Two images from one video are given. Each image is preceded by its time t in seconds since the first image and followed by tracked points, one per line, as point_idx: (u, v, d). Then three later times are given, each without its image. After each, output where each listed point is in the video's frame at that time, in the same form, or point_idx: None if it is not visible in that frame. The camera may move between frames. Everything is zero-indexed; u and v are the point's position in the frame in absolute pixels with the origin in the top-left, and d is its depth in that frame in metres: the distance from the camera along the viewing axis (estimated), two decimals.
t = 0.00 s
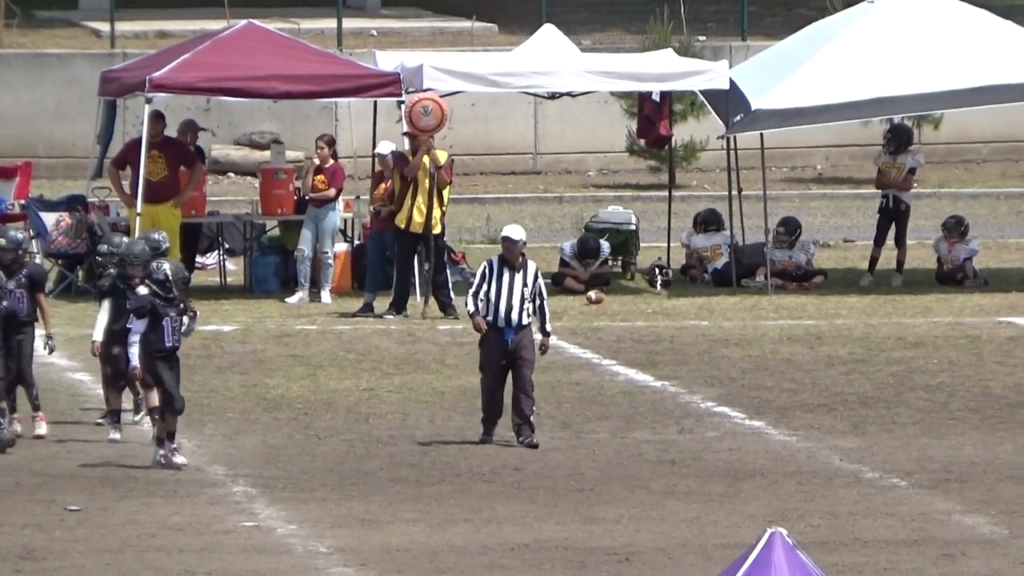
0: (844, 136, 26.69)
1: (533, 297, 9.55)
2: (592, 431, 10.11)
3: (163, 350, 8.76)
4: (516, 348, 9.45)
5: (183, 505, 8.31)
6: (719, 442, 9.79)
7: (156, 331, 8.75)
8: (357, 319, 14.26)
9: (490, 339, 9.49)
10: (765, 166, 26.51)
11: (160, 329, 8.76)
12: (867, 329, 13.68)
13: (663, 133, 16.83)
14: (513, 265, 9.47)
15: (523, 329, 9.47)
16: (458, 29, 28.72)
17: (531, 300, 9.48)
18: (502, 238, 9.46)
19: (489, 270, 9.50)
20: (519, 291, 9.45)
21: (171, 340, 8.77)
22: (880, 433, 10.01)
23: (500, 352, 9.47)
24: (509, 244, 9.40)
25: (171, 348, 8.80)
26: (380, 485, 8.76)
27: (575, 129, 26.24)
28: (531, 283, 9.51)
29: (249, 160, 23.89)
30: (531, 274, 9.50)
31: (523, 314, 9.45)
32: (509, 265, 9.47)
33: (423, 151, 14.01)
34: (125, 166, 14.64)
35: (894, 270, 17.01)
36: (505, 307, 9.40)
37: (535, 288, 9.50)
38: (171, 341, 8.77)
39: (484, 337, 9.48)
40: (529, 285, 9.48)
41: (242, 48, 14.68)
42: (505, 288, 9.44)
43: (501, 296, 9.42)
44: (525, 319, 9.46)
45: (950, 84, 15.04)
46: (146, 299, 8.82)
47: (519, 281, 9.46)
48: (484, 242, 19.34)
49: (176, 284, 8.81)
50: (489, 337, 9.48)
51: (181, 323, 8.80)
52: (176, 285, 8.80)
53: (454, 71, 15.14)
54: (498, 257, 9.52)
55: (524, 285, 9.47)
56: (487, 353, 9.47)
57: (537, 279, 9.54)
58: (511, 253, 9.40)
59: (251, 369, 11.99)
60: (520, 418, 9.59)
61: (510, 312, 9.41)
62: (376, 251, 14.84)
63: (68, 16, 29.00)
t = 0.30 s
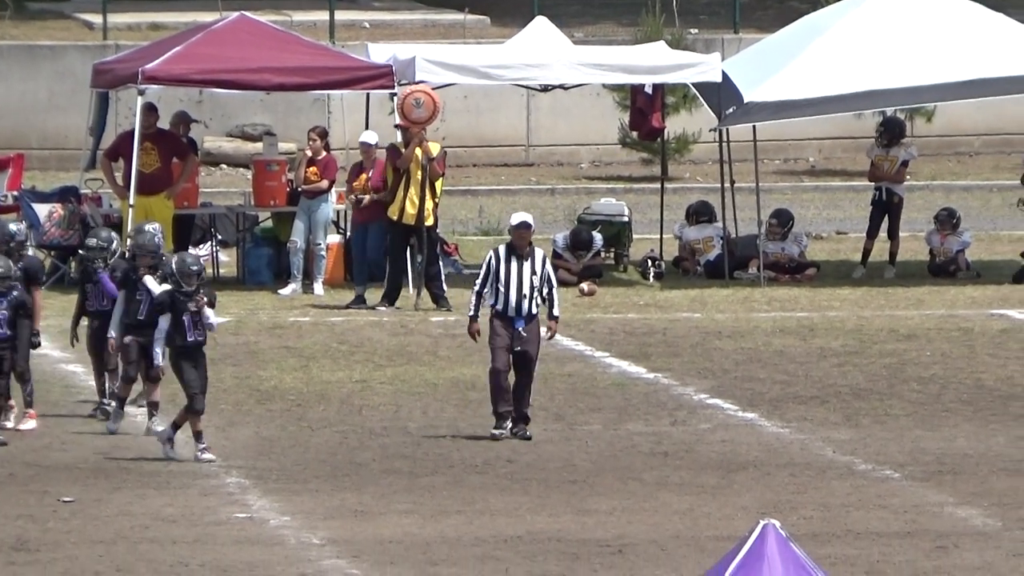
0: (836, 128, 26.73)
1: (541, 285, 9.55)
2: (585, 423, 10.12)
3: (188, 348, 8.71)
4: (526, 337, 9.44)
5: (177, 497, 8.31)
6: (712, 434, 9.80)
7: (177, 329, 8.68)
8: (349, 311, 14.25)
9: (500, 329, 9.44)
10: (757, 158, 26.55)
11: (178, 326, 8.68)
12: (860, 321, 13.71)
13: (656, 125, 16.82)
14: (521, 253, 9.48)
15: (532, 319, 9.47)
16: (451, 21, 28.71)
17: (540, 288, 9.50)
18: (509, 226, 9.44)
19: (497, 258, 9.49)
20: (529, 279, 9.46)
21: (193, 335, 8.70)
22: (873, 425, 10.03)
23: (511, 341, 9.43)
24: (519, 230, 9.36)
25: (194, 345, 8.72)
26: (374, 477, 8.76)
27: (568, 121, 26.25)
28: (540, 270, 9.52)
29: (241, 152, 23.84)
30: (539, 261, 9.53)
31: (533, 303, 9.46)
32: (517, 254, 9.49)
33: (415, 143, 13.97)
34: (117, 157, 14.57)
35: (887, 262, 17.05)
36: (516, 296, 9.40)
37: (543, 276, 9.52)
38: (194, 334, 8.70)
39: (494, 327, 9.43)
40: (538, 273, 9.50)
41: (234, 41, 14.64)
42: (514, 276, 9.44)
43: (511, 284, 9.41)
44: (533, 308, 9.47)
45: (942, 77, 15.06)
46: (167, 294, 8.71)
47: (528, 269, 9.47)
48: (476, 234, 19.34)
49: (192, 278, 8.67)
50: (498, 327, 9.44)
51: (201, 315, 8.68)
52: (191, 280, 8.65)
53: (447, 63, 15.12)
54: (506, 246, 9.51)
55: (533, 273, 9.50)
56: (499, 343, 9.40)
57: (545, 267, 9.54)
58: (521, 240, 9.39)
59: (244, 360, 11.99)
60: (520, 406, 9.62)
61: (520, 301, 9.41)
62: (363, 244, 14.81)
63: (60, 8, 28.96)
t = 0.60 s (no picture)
0: (831, 118, 26.72)
1: (544, 280, 9.48)
2: (579, 414, 10.11)
3: (207, 339, 8.66)
4: (529, 332, 9.39)
5: (171, 487, 8.30)
6: (707, 425, 9.80)
7: (194, 319, 8.64)
8: (344, 301, 14.23)
9: (503, 325, 9.38)
10: (752, 148, 26.53)
11: (197, 316, 8.64)
12: (855, 311, 13.71)
13: (651, 116, 16.79)
14: (521, 249, 9.42)
15: (535, 315, 9.41)
16: (446, 11, 28.68)
17: (542, 284, 9.44)
18: (508, 223, 9.37)
19: (497, 255, 9.44)
20: (530, 275, 9.40)
21: (210, 325, 8.64)
22: (868, 416, 10.04)
23: (515, 337, 9.38)
24: (519, 225, 9.29)
25: (213, 335, 8.66)
26: (368, 468, 8.76)
27: (562, 112, 26.22)
28: (541, 265, 9.46)
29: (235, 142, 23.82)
30: (538, 256, 9.47)
31: (535, 298, 9.40)
32: (517, 250, 9.43)
33: (410, 133, 13.94)
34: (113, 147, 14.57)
35: (881, 252, 17.04)
36: (519, 292, 9.33)
37: (545, 271, 9.46)
38: (212, 326, 8.65)
39: (498, 323, 9.36)
40: (539, 268, 9.44)
41: (230, 30, 14.61)
42: (515, 273, 9.37)
43: (513, 281, 9.35)
44: (536, 304, 9.42)
45: (937, 68, 15.04)
46: (187, 285, 8.70)
47: (529, 264, 9.41)
48: (471, 224, 19.32)
49: (212, 270, 8.65)
50: (501, 324, 9.37)
51: (219, 306, 8.64)
52: (211, 271, 8.64)
53: (442, 53, 15.09)
54: (506, 242, 9.45)
55: (534, 268, 9.44)
56: (503, 340, 9.33)
57: (546, 261, 9.47)
58: (520, 235, 9.31)
59: (238, 351, 11.98)
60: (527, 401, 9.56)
61: (523, 297, 9.35)
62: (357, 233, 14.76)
63: None
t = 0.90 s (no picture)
0: (824, 111, 26.75)
1: (541, 271, 9.43)
2: (572, 406, 10.12)
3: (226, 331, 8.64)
4: (527, 323, 9.30)
5: (164, 479, 8.29)
6: (699, 417, 9.81)
7: (214, 312, 8.62)
8: (337, 293, 14.23)
9: (499, 314, 9.33)
10: (745, 141, 26.54)
11: (217, 309, 8.62)
12: (848, 304, 13.73)
13: (643, 108, 16.80)
14: (519, 238, 9.35)
15: (532, 304, 9.34)
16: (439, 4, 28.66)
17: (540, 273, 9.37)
18: (507, 210, 9.33)
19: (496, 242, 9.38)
20: (528, 264, 9.32)
21: (231, 318, 8.62)
22: (860, 408, 10.05)
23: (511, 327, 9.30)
24: (517, 214, 9.26)
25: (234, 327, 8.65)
26: (360, 459, 8.76)
27: (555, 104, 26.22)
28: (539, 256, 9.39)
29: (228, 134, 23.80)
30: (536, 245, 9.39)
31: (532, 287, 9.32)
32: (516, 239, 9.35)
33: (402, 125, 13.94)
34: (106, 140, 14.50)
35: (874, 245, 17.06)
36: (515, 282, 9.26)
37: (543, 260, 9.39)
38: (233, 318, 8.63)
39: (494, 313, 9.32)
40: (537, 258, 9.37)
41: (222, 21, 14.59)
42: (514, 261, 9.29)
43: (509, 270, 9.27)
44: (534, 294, 9.35)
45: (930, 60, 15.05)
46: (208, 277, 8.68)
47: (528, 254, 9.33)
48: (463, 216, 19.31)
49: (234, 262, 8.64)
50: (499, 314, 9.31)
51: (240, 299, 8.63)
52: (233, 264, 8.63)
53: (435, 46, 15.09)
54: (505, 230, 9.39)
55: (531, 257, 9.36)
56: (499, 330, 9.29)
57: (543, 251, 9.41)
58: (517, 223, 9.26)
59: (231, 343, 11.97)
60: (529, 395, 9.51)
61: (520, 287, 9.27)
62: (351, 225, 14.78)
63: None
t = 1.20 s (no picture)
0: (814, 101, 26.76)
1: (545, 266, 9.24)
2: (561, 395, 10.12)
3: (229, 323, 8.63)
4: (528, 319, 9.19)
5: (153, 467, 8.28)
6: (689, 406, 9.82)
7: (218, 305, 8.60)
8: (327, 281, 14.21)
9: (503, 309, 9.22)
10: (735, 130, 26.54)
11: (222, 301, 8.59)
12: (837, 293, 13.74)
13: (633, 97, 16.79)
14: (524, 232, 9.19)
15: (537, 299, 9.20)
16: None
17: (545, 268, 9.20)
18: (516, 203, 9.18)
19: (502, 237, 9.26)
20: (532, 259, 9.16)
21: (236, 311, 8.61)
22: (849, 398, 10.06)
23: (512, 321, 9.21)
24: (522, 210, 9.13)
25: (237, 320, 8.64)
26: (350, 448, 8.75)
27: (545, 93, 26.20)
28: (543, 252, 9.21)
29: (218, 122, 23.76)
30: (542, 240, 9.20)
31: (536, 283, 9.15)
32: (521, 233, 9.19)
33: (393, 114, 13.91)
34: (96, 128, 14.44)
35: (864, 235, 17.07)
36: (517, 278, 9.11)
37: (547, 255, 9.21)
38: (237, 311, 8.61)
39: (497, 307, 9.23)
40: (541, 253, 9.19)
41: (212, 9, 14.55)
42: (518, 256, 9.15)
43: (513, 265, 9.12)
44: (538, 288, 9.18)
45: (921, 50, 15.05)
46: (211, 269, 8.66)
47: (532, 249, 9.17)
48: (454, 205, 19.30)
49: (239, 254, 8.62)
50: (501, 308, 9.22)
51: (245, 292, 8.61)
52: (238, 257, 8.60)
53: (426, 34, 15.06)
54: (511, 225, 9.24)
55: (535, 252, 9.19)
56: (500, 323, 9.21)
57: (548, 246, 9.22)
58: (520, 220, 9.11)
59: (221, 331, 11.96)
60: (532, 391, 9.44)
61: (523, 283, 9.12)
62: (343, 213, 14.76)
63: None
